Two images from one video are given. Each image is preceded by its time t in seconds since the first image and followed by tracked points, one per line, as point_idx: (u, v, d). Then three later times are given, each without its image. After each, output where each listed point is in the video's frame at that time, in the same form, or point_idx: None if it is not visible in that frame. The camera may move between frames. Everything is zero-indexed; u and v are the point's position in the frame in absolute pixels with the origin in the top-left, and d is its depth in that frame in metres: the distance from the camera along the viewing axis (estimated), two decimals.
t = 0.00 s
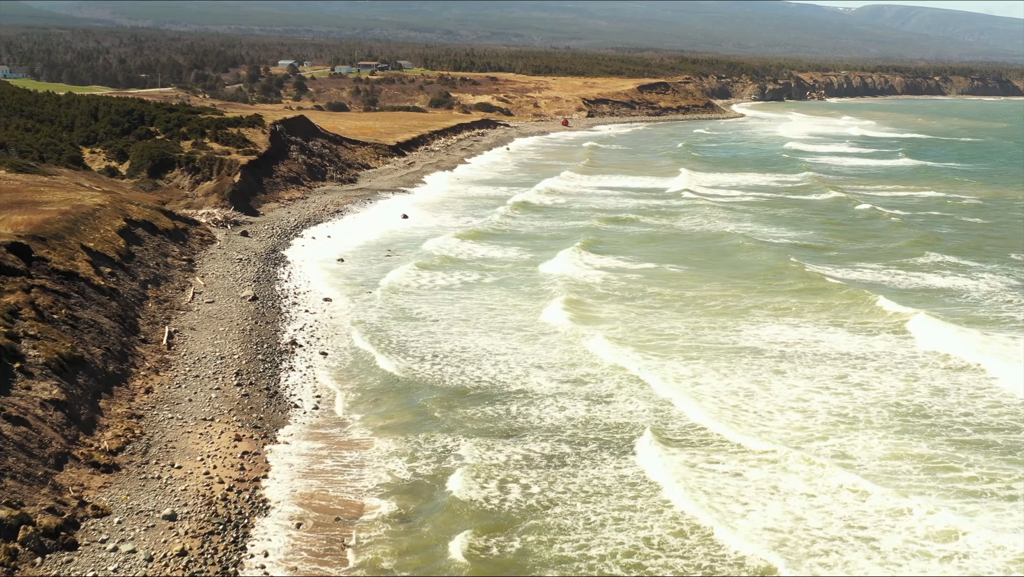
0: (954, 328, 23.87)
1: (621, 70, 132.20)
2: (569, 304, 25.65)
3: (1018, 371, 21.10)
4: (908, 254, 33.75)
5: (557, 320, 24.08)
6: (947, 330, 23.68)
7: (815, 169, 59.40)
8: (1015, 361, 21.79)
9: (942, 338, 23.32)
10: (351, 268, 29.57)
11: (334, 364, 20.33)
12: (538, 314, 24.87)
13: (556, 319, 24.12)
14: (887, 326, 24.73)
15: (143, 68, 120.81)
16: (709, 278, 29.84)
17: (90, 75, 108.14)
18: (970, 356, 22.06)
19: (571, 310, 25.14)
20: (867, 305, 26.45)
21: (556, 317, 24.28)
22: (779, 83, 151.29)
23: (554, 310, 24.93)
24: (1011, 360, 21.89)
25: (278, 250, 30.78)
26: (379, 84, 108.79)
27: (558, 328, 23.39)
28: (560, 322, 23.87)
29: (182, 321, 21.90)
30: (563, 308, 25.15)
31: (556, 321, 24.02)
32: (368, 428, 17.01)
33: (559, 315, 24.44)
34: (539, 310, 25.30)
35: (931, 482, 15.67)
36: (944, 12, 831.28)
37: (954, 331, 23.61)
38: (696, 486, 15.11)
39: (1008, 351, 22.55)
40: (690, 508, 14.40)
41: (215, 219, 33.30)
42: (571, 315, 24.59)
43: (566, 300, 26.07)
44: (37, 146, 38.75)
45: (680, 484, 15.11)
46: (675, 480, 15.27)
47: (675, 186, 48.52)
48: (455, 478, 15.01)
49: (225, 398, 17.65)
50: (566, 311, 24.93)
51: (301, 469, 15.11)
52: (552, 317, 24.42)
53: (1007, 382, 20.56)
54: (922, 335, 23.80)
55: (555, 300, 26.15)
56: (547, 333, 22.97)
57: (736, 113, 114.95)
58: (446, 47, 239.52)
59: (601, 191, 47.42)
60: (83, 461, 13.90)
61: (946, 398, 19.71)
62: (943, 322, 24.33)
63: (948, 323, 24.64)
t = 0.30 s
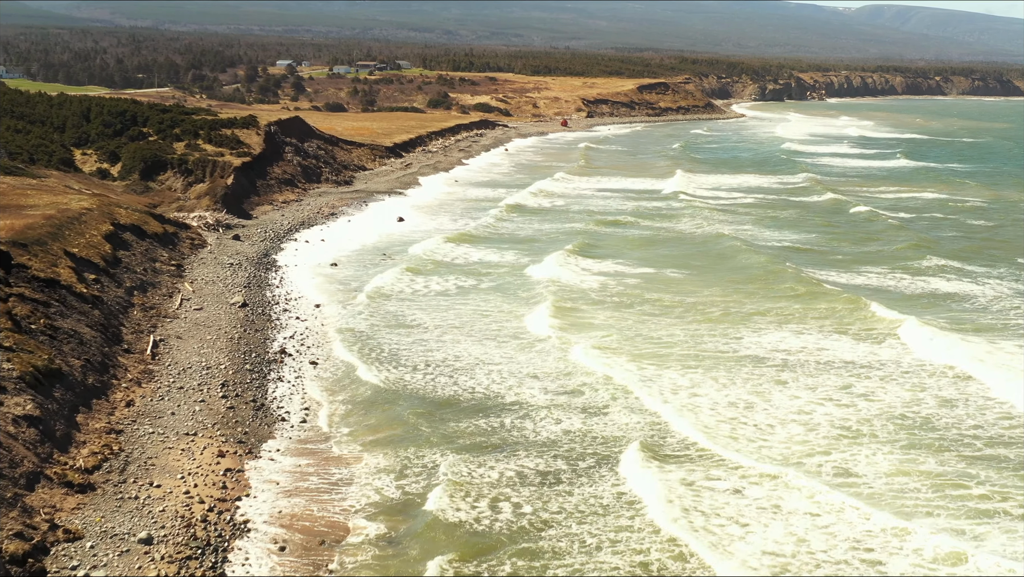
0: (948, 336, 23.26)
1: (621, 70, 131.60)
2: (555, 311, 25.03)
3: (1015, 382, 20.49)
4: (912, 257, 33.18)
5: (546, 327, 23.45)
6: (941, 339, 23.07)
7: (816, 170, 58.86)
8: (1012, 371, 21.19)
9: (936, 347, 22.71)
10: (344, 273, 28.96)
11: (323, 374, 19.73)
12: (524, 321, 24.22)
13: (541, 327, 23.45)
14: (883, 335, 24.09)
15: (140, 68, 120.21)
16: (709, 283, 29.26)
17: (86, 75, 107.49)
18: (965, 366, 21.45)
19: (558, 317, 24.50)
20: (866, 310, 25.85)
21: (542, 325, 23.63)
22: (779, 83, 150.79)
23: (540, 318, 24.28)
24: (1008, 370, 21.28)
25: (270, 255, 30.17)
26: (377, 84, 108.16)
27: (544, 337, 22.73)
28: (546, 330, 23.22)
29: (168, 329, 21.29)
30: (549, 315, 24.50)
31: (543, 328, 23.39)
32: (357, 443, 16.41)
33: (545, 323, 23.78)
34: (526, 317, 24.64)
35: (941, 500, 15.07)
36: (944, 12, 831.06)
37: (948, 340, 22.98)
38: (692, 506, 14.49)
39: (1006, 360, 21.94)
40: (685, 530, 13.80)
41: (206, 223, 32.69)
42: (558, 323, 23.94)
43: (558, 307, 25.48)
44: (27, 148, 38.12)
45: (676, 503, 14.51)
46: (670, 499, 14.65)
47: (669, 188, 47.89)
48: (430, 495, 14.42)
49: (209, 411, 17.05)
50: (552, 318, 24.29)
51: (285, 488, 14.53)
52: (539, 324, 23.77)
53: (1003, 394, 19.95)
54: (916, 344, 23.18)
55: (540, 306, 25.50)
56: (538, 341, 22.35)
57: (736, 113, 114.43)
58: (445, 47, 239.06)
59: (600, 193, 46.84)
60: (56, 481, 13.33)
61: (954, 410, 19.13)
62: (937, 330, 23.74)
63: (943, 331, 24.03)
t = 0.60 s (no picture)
0: (941, 345, 22.69)
1: (620, 70, 131.05)
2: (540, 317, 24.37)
3: (1010, 394, 19.93)
4: (917, 260, 32.60)
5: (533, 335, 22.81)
6: (934, 347, 22.52)
7: (818, 172, 58.28)
8: (1008, 381, 20.64)
9: (930, 355, 22.15)
10: (337, 279, 28.34)
11: (311, 385, 19.11)
12: (508, 328, 23.57)
13: (524, 335, 22.77)
14: (878, 342, 23.53)
15: (137, 69, 119.59)
16: (709, 288, 28.68)
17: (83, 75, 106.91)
18: (959, 376, 20.89)
19: (545, 325, 23.84)
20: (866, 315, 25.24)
21: (526, 332, 22.96)
22: (779, 83, 150.31)
23: (524, 325, 23.61)
24: (1003, 380, 20.72)
25: (262, 259, 29.57)
26: (375, 84, 107.53)
27: (529, 344, 22.07)
28: (531, 337, 22.55)
29: (153, 337, 20.71)
30: (534, 322, 23.84)
31: (529, 336, 22.73)
32: (345, 459, 15.79)
33: (530, 330, 23.12)
34: (510, 323, 23.98)
35: (951, 521, 14.46)
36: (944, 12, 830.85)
37: (942, 349, 22.42)
38: (688, 527, 13.91)
39: (1002, 370, 21.38)
40: (680, 555, 13.20)
41: (197, 226, 32.07)
42: (544, 330, 23.29)
43: (552, 315, 24.90)
44: (17, 150, 37.50)
45: (673, 525, 13.92)
46: (666, 521, 14.05)
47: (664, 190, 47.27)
48: (415, 515, 13.79)
49: (193, 425, 16.45)
50: (536, 325, 23.62)
51: (268, 508, 13.92)
52: (525, 331, 23.11)
53: (997, 405, 19.39)
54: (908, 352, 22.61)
55: (525, 312, 24.84)
56: (527, 350, 21.72)
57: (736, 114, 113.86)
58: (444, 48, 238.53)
59: (599, 194, 46.26)
60: (27, 502, 12.75)
61: (964, 422, 18.56)
62: (932, 339, 23.18)
63: (937, 339, 23.49)
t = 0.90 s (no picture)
0: (936, 355, 22.16)
1: (620, 70, 130.43)
2: (525, 325, 23.66)
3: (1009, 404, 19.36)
4: (921, 263, 32.01)
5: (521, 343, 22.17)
6: (930, 357, 21.97)
7: (819, 173, 57.69)
8: (1006, 392, 20.09)
9: (926, 364, 21.59)
10: (330, 283, 27.78)
11: (300, 395, 18.52)
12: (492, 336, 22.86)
13: (509, 344, 22.03)
14: (877, 349, 22.97)
15: (134, 69, 119.07)
16: (709, 293, 28.09)
17: (79, 75, 106.33)
18: (956, 386, 20.35)
19: (531, 333, 23.15)
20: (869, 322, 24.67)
21: (510, 341, 22.23)
22: (779, 83, 149.75)
23: (508, 334, 22.89)
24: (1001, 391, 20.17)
25: (254, 263, 28.98)
26: (373, 84, 106.90)
27: (513, 354, 21.34)
28: (515, 347, 21.84)
29: (139, 346, 20.12)
30: (519, 330, 23.15)
31: (515, 344, 22.02)
32: (333, 474, 15.20)
33: (514, 339, 22.39)
34: (495, 331, 23.27)
35: (962, 543, 13.89)
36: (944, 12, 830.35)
37: (937, 359, 21.88)
38: (686, 549, 13.34)
39: (1001, 381, 20.82)
40: None
41: (189, 229, 31.47)
42: (530, 339, 22.58)
43: (546, 322, 24.32)
44: (6, 151, 36.91)
45: (671, 547, 13.34)
46: (662, 543, 13.49)
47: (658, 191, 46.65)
48: (403, 538, 13.22)
49: (175, 439, 15.89)
50: (521, 333, 22.91)
51: (250, 528, 13.34)
52: (510, 340, 22.40)
53: (995, 417, 18.83)
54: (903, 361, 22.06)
55: (510, 320, 24.13)
56: (515, 358, 21.08)
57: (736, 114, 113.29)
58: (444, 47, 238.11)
59: (598, 196, 45.69)
60: None
61: (974, 434, 17.99)
62: (928, 348, 22.64)
63: (934, 348, 22.95)
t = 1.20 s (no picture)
0: (931, 366, 21.51)
1: (620, 70, 129.88)
2: (510, 335, 22.98)
3: (1004, 417, 18.70)
4: (926, 268, 31.42)
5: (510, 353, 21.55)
6: (924, 368, 21.33)
7: (820, 174, 57.12)
8: (1003, 403, 19.43)
9: (922, 376, 20.91)
10: (323, 288, 27.19)
11: (286, 405, 17.90)
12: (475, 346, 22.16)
13: (492, 355, 21.32)
14: (869, 358, 22.33)
15: (131, 69, 118.52)
16: (710, 298, 27.50)
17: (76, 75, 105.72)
18: (949, 397, 19.72)
19: (521, 342, 22.56)
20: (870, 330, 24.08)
21: (494, 352, 21.54)
22: (779, 84, 149.24)
23: (491, 343, 22.20)
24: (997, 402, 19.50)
25: (246, 268, 28.39)
26: (371, 84, 106.27)
27: (499, 365, 20.65)
28: (499, 358, 21.13)
29: (123, 355, 19.52)
30: (504, 340, 22.46)
31: (499, 355, 21.32)
32: (319, 491, 14.61)
33: (497, 350, 21.69)
34: (479, 340, 22.56)
35: (975, 565, 13.32)
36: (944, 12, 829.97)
37: (932, 370, 21.23)
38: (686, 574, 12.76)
39: (999, 392, 20.17)
40: None
41: (179, 233, 30.87)
42: (516, 348, 21.93)
43: (541, 330, 23.77)
44: None
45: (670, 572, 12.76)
46: (660, 568, 12.90)
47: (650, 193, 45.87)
48: (390, 563, 12.64)
49: (157, 454, 15.31)
50: (505, 343, 22.21)
51: (232, 551, 12.75)
52: (494, 350, 21.69)
53: (991, 428, 18.20)
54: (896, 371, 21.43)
55: (494, 328, 23.43)
56: (505, 367, 20.46)
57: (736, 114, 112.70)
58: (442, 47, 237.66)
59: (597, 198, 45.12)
60: None
61: (985, 447, 17.41)
62: (923, 358, 22.01)
63: (930, 357, 22.31)
